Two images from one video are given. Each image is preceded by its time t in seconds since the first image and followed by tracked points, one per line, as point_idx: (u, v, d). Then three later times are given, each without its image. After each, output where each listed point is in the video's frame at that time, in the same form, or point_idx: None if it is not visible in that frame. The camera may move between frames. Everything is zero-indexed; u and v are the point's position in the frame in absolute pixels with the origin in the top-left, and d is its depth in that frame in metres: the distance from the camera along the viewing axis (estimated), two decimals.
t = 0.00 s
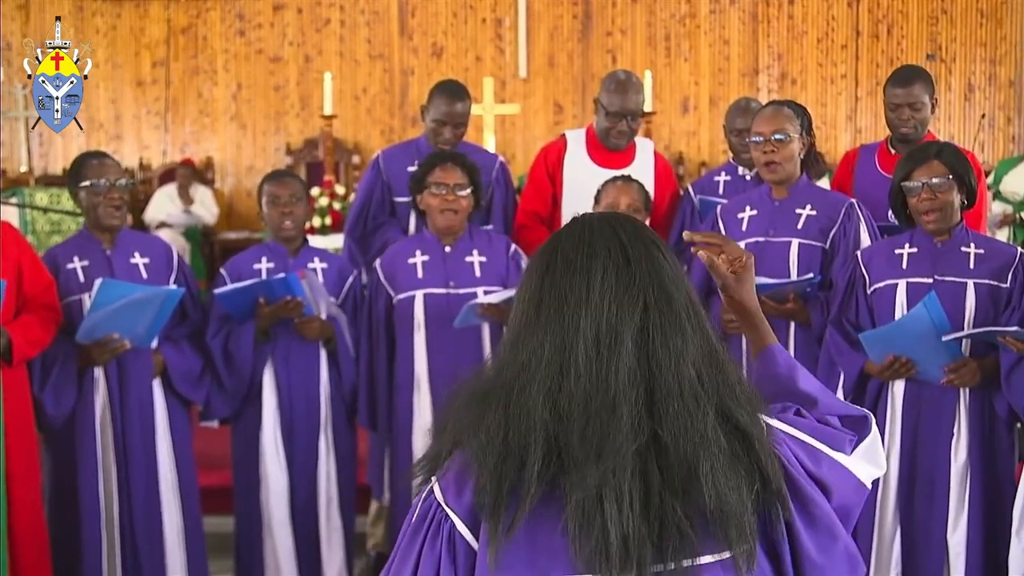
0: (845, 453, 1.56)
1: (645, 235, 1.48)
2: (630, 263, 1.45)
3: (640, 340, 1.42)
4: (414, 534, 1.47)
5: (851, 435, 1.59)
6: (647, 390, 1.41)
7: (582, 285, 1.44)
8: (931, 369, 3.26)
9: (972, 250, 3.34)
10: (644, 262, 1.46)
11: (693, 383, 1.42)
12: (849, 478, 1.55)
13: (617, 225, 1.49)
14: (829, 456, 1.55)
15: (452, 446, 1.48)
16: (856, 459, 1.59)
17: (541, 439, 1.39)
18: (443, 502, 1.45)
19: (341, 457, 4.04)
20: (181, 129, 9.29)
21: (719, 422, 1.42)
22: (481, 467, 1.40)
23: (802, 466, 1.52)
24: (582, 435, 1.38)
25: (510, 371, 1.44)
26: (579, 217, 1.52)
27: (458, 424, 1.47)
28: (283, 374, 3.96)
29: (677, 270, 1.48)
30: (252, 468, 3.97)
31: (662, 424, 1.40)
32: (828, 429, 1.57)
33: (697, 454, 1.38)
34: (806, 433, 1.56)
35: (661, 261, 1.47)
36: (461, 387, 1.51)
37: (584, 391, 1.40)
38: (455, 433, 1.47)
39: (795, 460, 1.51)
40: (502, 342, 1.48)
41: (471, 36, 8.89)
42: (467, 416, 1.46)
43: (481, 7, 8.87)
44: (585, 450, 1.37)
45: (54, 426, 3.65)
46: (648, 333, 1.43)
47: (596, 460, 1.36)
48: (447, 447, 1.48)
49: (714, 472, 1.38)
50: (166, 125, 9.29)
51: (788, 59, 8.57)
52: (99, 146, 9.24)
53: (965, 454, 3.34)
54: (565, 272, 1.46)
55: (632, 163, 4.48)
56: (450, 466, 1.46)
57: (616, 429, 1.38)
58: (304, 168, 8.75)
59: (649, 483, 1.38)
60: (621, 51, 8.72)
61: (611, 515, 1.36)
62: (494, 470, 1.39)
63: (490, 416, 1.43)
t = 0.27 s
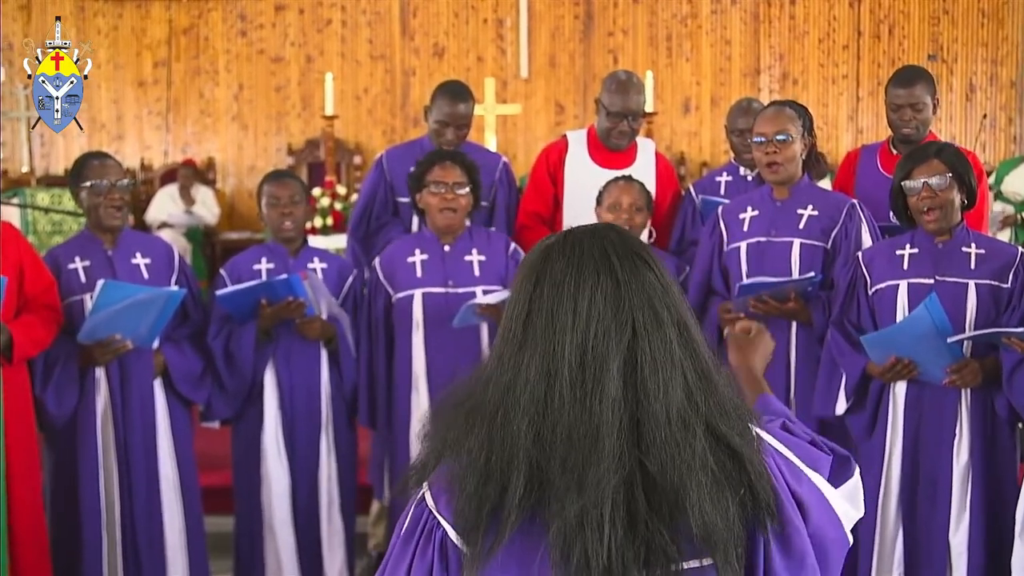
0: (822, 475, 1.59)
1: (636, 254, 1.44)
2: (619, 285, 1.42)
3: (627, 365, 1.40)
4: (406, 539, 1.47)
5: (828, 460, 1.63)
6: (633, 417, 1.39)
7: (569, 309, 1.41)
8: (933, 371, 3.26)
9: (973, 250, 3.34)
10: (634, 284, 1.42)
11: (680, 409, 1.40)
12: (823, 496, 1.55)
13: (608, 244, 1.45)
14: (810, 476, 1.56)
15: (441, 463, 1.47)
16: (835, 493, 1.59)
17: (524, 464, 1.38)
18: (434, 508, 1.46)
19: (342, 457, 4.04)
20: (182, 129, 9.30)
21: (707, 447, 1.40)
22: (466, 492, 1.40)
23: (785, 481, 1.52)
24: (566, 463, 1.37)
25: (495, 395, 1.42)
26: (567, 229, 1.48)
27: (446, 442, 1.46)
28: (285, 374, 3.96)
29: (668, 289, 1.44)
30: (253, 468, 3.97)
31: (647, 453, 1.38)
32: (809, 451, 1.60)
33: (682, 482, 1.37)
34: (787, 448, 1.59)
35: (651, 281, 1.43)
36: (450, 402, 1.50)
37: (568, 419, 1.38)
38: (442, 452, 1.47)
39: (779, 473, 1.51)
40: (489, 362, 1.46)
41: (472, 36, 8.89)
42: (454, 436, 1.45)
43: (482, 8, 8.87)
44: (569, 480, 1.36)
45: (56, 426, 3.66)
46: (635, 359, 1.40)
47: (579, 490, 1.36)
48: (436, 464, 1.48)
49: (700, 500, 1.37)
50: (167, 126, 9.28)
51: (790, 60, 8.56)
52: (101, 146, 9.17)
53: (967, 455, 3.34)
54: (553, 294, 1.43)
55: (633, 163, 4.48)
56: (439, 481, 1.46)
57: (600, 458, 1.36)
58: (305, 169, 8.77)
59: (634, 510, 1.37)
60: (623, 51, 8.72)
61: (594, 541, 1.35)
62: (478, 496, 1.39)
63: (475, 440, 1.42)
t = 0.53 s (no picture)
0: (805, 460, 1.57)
1: (629, 267, 1.43)
2: (612, 299, 1.41)
3: (620, 380, 1.39)
4: (407, 541, 1.49)
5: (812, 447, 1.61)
6: (627, 430, 1.38)
7: (563, 323, 1.41)
8: (934, 372, 3.26)
9: (973, 250, 3.33)
10: (628, 298, 1.42)
11: (674, 422, 1.39)
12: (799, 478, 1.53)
13: (601, 257, 1.44)
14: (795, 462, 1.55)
15: (436, 475, 1.47)
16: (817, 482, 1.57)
17: (518, 478, 1.37)
18: (435, 510, 1.47)
19: (343, 458, 4.04)
20: (183, 129, 9.38)
21: (701, 460, 1.40)
22: (461, 506, 1.40)
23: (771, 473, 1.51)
24: (559, 478, 1.36)
25: (488, 409, 1.41)
26: (563, 240, 1.47)
27: (440, 454, 1.46)
28: (285, 375, 3.96)
29: (662, 302, 1.43)
30: (254, 468, 3.98)
31: (641, 468, 1.37)
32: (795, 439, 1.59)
33: (676, 496, 1.37)
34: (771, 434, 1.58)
35: (645, 295, 1.42)
36: (445, 412, 1.50)
37: (562, 433, 1.38)
38: (437, 464, 1.46)
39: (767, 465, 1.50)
40: (482, 375, 1.45)
41: (473, 36, 8.87)
42: (448, 449, 1.45)
43: (483, 8, 8.84)
44: (563, 495, 1.36)
45: (57, 425, 3.67)
46: (628, 373, 1.40)
47: (572, 506, 1.35)
48: (431, 476, 1.48)
49: (694, 513, 1.37)
50: (168, 125, 9.34)
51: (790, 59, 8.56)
52: (102, 146, 9.24)
53: (968, 456, 3.33)
54: (546, 307, 1.42)
55: (633, 163, 4.48)
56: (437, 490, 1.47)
57: (594, 473, 1.36)
58: (306, 168, 8.78)
59: (627, 524, 1.37)
60: (623, 51, 8.75)
61: (588, 555, 1.35)
62: (473, 511, 1.39)
63: (468, 454, 1.41)
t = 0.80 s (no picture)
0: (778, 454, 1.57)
1: (629, 268, 1.44)
2: (612, 298, 1.42)
3: (619, 378, 1.40)
4: (405, 540, 1.48)
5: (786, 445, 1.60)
6: (625, 428, 1.38)
7: (563, 322, 1.41)
8: (936, 377, 3.24)
9: (973, 251, 3.33)
10: (627, 297, 1.42)
11: (672, 420, 1.39)
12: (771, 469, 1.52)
13: (601, 258, 1.45)
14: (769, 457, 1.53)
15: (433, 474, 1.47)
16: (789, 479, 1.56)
17: (516, 475, 1.37)
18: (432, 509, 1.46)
19: (343, 459, 4.04)
20: (184, 130, 9.39)
21: (698, 460, 1.40)
22: (459, 503, 1.40)
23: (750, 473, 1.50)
24: (558, 475, 1.36)
25: (487, 406, 1.41)
26: (563, 239, 1.48)
27: (439, 452, 1.46)
28: (286, 375, 3.96)
29: (660, 302, 1.44)
30: (254, 469, 3.98)
31: (640, 466, 1.37)
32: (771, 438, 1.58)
33: (674, 494, 1.37)
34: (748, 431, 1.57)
35: (643, 295, 1.43)
36: (441, 410, 1.50)
37: (561, 431, 1.38)
38: (435, 462, 1.46)
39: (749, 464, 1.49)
40: (481, 372, 1.45)
41: (474, 38, 8.82)
42: (446, 446, 1.45)
43: (484, 8, 8.80)
44: (562, 491, 1.36)
45: (58, 425, 3.67)
46: (627, 372, 1.40)
47: (572, 503, 1.35)
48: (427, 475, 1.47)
49: (692, 511, 1.37)
50: (170, 126, 9.39)
51: (791, 61, 8.57)
52: (103, 148, 9.34)
53: (968, 457, 3.33)
54: (546, 306, 1.42)
55: (633, 164, 4.48)
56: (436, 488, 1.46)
57: (593, 470, 1.36)
58: (307, 170, 8.78)
59: (625, 522, 1.37)
60: (625, 52, 8.73)
61: (586, 552, 1.35)
62: (472, 507, 1.39)
63: (467, 451, 1.41)
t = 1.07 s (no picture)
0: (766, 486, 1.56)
1: (609, 267, 1.43)
2: (593, 297, 1.41)
3: (600, 376, 1.39)
4: (395, 539, 1.48)
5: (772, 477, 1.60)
6: (607, 426, 1.38)
7: (544, 321, 1.40)
8: (937, 382, 3.23)
9: (973, 253, 3.33)
10: (609, 294, 1.42)
11: (653, 418, 1.39)
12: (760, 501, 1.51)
13: (582, 255, 1.44)
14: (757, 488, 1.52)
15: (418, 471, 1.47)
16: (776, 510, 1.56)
17: (499, 474, 1.37)
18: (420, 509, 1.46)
19: (344, 460, 4.03)
20: (185, 131, 9.35)
21: (680, 457, 1.40)
22: (444, 501, 1.40)
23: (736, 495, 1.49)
24: (539, 472, 1.36)
25: (470, 405, 1.41)
26: (545, 237, 1.47)
27: (424, 450, 1.46)
28: (286, 377, 3.97)
29: (642, 300, 1.43)
30: (255, 471, 3.98)
31: (621, 464, 1.37)
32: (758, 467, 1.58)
33: (655, 492, 1.37)
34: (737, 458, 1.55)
35: (624, 293, 1.42)
36: (426, 408, 1.50)
37: (543, 429, 1.37)
38: (420, 461, 1.46)
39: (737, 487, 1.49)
40: (464, 372, 1.45)
41: (474, 39, 8.88)
42: (431, 444, 1.45)
43: (484, 10, 8.87)
44: (545, 488, 1.36)
45: (60, 426, 3.67)
46: (609, 371, 1.39)
47: (554, 501, 1.35)
48: (414, 471, 1.48)
49: (673, 508, 1.37)
50: (170, 128, 9.36)
51: (792, 63, 8.56)
52: (104, 149, 9.36)
53: (969, 459, 3.32)
54: (527, 305, 1.42)
55: (633, 166, 4.48)
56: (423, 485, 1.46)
57: (575, 469, 1.36)
58: (307, 171, 8.78)
59: (608, 520, 1.37)
60: (625, 54, 8.73)
61: (569, 550, 1.35)
62: (456, 505, 1.39)
63: (450, 450, 1.41)
